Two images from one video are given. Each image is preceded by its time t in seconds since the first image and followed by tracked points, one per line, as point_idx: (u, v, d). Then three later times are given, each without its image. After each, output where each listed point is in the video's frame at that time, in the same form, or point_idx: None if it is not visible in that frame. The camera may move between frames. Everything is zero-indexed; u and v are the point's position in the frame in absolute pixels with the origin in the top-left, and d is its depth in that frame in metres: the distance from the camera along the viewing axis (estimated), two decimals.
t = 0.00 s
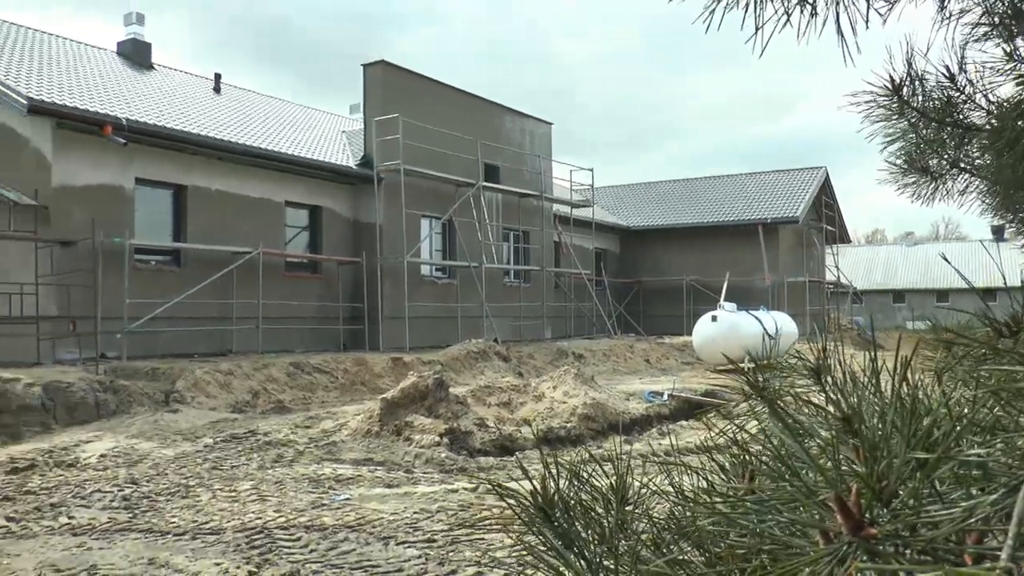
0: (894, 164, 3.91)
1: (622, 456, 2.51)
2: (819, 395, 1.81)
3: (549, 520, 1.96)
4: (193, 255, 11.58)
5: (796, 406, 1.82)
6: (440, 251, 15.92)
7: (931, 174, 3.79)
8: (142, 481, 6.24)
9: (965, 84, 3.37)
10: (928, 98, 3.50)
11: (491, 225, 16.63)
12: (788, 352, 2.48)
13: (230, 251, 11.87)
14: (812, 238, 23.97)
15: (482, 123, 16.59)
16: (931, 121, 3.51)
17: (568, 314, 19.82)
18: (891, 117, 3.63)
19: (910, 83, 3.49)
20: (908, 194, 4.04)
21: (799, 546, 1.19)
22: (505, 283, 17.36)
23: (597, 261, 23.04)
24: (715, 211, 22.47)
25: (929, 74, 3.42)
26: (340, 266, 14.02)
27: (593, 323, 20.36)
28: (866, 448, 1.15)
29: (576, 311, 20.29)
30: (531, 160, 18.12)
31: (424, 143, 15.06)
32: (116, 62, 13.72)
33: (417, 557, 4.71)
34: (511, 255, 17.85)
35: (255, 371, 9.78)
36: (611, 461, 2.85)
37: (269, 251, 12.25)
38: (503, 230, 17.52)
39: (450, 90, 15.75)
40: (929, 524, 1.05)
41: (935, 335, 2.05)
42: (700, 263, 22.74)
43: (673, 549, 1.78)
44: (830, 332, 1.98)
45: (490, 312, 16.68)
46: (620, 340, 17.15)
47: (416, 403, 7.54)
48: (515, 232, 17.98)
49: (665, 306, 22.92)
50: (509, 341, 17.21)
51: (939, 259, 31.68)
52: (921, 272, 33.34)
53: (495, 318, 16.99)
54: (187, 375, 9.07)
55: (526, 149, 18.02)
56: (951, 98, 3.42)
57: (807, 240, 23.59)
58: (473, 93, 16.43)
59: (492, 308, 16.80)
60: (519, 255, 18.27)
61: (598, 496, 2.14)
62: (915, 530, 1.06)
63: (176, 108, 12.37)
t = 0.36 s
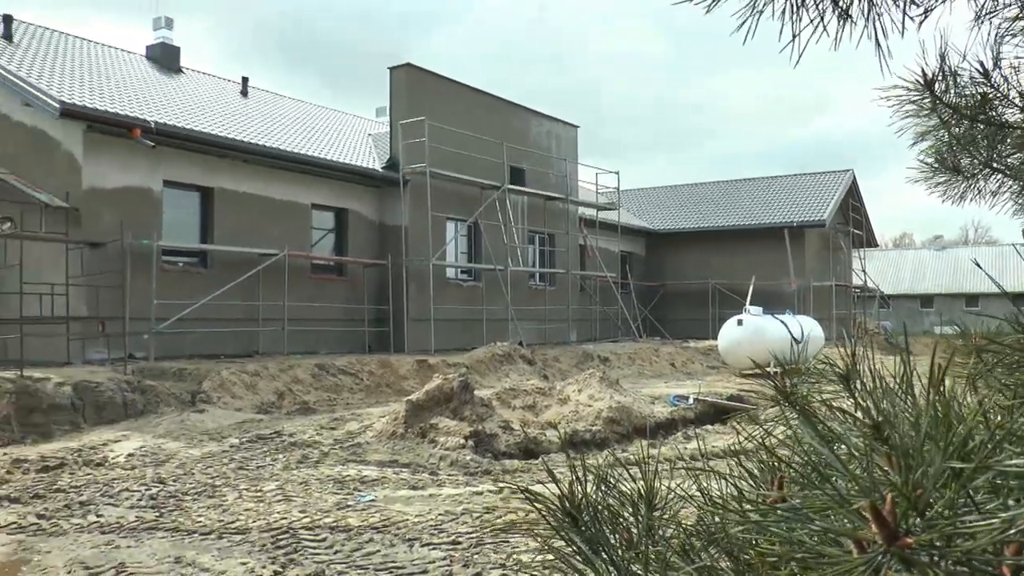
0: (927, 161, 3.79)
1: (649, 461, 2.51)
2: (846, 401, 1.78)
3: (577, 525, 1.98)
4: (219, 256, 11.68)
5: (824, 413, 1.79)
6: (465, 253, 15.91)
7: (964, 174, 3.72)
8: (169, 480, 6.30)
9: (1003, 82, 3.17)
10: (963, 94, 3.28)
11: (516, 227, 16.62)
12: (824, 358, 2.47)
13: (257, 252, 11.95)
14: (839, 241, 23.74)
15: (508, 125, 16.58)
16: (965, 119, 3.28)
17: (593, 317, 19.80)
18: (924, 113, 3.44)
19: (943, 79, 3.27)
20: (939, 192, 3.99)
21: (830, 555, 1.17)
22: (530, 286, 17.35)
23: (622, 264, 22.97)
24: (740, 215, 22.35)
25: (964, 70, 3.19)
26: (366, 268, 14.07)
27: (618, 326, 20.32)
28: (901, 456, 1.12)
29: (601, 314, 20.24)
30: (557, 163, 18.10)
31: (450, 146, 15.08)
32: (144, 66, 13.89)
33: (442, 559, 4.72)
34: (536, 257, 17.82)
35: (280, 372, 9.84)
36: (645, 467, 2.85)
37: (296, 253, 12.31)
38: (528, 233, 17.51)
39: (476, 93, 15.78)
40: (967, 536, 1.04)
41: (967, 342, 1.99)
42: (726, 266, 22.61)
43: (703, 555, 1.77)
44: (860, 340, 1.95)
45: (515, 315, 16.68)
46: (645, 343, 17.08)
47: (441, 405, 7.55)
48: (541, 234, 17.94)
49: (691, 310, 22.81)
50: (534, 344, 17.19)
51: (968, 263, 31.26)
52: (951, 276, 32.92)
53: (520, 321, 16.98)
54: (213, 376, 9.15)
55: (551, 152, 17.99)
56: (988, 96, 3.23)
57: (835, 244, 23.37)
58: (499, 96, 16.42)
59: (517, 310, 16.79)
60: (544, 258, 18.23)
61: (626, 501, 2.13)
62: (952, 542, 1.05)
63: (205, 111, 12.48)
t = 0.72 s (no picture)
0: (954, 166, 3.69)
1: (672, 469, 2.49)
2: (877, 414, 1.80)
3: (602, 537, 1.93)
4: (243, 257, 11.76)
5: (856, 424, 1.80)
6: (489, 256, 15.93)
7: (993, 179, 3.64)
8: (193, 479, 6.35)
9: None
10: (993, 99, 3.09)
11: (540, 230, 16.62)
12: (860, 363, 2.46)
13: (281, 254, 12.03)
14: (864, 244, 23.50)
15: (532, 128, 16.59)
16: (996, 123, 3.11)
17: (617, 320, 19.79)
18: (951, 119, 3.25)
19: (973, 83, 3.06)
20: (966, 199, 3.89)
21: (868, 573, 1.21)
22: (553, 289, 17.33)
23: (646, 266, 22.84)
24: (764, 218, 22.22)
25: (994, 73, 3.00)
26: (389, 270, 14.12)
27: (642, 329, 20.29)
28: (940, 477, 1.15)
29: (625, 317, 20.18)
30: (581, 165, 18.07)
31: (474, 149, 15.10)
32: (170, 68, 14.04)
33: (465, 561, 4.73)
34: (559, 260, 17.77)
35: (304, 373, 9.91)
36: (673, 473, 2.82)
37: (320, 255, 12.36)
38: (552, 235, 17.49)
39: (500, 96, 15.78)
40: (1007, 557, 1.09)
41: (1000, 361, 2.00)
42: (750, 269, 22.47)
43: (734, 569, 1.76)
44: (885, 346, 1.96)
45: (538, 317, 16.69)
46: (669, 347, 17.00)
47: (465, 407, 7.56)
48: (565, 237, 17.88)
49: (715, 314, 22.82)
50: (557, 346, 17.18)
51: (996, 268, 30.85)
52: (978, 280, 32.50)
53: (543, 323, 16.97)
54: (237, 376, 9.22)
55: (575, 154, 17.98)
56: (1019, 100, 3.06)
57: (860, 247, 23.17)
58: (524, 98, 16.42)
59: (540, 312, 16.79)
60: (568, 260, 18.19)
61: (653, 514, 2.12)
62: (992, 563, 1.10)
63: (232, 114, 12.57)
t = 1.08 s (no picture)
0: (984, 175, 3.62)
1: (702, 476, 2.47)
2: (911, 425, 1.79)
3: (631, 546, 1.92)
4: (266, 260, 11.84)
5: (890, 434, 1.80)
6: (512, 258, 15.93)
7: None
8: (217, 480, 6.40)
9: None
10: None
11: (563, 233, 16.60)
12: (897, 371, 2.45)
13: (304, 257, 12.10)
14: (889, 248, 23.28)
15: (554, 130, 16.58)
16: None
17: (639, 323, 19.71)
18: (980, 128, 3.19)
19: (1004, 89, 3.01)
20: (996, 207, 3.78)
21: None
22: (576, 291, 17.30)
23: (670, 269, 22.78)
24: (787, 221, 22.08)
25: None
26: (412, 273, 14.17)
27: (665, 333, 20.20)
28: (980, 492, 1.15)
29: (648, 320, 20.12)
30: (604, 168, 18.03)
31: (497, 152, 15.12)
32: (195, 72, 14.18)
33: (487, 563, 4.74)
34: (582, 263, 17.70)
35: (327, 375, 9.96)
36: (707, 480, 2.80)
37: (343, 258, 12.42)
38: (575, 238, 17.47)
39: (522, 98, 15.80)
40: None
41: None
42: (774, 272, 22.34)
43: None
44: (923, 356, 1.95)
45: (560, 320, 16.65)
46: (691, 350, 16.90)
47: (487, 410, 7.56)
48: (588, 240, 17.85)
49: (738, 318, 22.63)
50: (579, 349, 17.15)
51: None
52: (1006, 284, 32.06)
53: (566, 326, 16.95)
54: (260, 377, 9.29)
55: (598, 157, 17.94)
56: None
57: (885, 250, 22.96)
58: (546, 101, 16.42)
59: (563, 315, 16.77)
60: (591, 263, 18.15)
61: (681, 522, 2.11)
62: None
63: (256, 118, 12.67)
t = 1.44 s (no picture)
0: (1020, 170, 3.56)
1: (737, 478, 2.44)
2: (948, 424, 1.77)
3: (667, 545, 1.88)
4: (293, 260, 11.91)
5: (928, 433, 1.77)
6: (538, 259, 15.92)
7: None
8: (244, 479, 6.47)
9: None
10: None
11: (589, 233, 16.56)
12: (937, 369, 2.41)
13: (331, 258, 12.15)
14: (918, 248, 23.00)
15: (580, 131, 16.56)
16: None
17: (666, 324, 19.61)
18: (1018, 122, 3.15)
19: None
20: None
21: None
22: (602, 292, 17.25)
23: (696, 270, 22.68)
24: (814, 221, 21.90)
25: None
26: (438, 274, 14.20)
27: (692, 333, 20.09)
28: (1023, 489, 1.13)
29: (674, 321, 20.04)
30: (630, 168, 17.99)
31: (522, 152, 15.14)
32: (222, 75, 14.33)
33: (513, 564, 4.75)
34: (608, 264, 17.64)
35: (353, 375, 10.02)
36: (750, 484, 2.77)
37: (369, 259, 12.46)
38: (601, 239, 17.42)
39: (548, 99, 15.81)
40: None
41: None
42: (801, 272, 22.17)
43: None
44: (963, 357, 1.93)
45: (586, 321, 16.61)
46: (718, 352, 16.79)
47: (513, 411, 7.56)
48: (614, 240, 17.80)
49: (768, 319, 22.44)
50: (605, 350, 17.11)
51: None
52: None
53: (592, 327, 16.91)
54: (287, 378, 9.37)
55: (624, 157, 17.89)
56: None
57: (914, 250, 22.69)
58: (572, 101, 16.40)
59: (589, 316, 16.73)
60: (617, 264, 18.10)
61: (716, 521, 2.07)
62: None
63: (284, 120, 12.78)
